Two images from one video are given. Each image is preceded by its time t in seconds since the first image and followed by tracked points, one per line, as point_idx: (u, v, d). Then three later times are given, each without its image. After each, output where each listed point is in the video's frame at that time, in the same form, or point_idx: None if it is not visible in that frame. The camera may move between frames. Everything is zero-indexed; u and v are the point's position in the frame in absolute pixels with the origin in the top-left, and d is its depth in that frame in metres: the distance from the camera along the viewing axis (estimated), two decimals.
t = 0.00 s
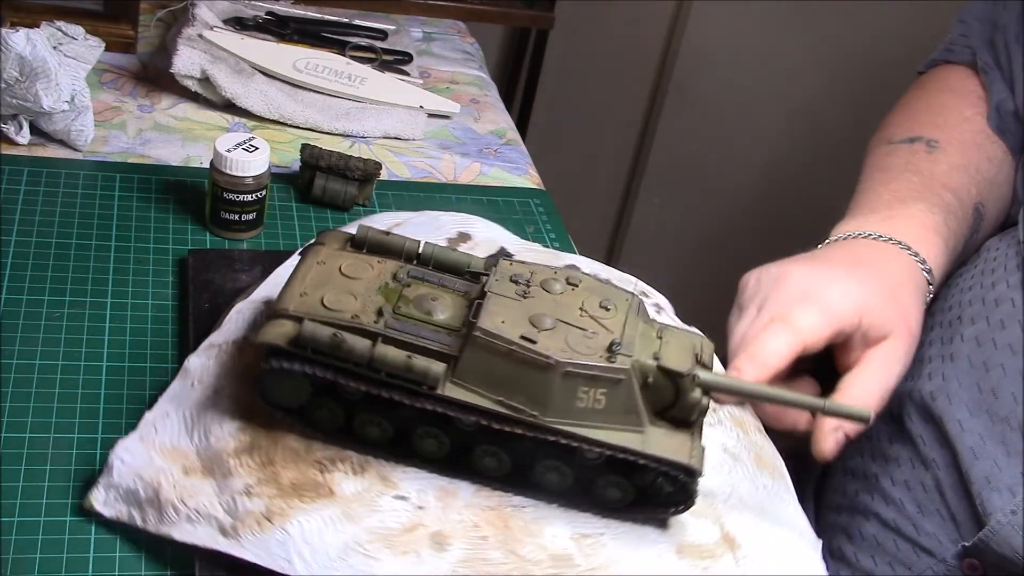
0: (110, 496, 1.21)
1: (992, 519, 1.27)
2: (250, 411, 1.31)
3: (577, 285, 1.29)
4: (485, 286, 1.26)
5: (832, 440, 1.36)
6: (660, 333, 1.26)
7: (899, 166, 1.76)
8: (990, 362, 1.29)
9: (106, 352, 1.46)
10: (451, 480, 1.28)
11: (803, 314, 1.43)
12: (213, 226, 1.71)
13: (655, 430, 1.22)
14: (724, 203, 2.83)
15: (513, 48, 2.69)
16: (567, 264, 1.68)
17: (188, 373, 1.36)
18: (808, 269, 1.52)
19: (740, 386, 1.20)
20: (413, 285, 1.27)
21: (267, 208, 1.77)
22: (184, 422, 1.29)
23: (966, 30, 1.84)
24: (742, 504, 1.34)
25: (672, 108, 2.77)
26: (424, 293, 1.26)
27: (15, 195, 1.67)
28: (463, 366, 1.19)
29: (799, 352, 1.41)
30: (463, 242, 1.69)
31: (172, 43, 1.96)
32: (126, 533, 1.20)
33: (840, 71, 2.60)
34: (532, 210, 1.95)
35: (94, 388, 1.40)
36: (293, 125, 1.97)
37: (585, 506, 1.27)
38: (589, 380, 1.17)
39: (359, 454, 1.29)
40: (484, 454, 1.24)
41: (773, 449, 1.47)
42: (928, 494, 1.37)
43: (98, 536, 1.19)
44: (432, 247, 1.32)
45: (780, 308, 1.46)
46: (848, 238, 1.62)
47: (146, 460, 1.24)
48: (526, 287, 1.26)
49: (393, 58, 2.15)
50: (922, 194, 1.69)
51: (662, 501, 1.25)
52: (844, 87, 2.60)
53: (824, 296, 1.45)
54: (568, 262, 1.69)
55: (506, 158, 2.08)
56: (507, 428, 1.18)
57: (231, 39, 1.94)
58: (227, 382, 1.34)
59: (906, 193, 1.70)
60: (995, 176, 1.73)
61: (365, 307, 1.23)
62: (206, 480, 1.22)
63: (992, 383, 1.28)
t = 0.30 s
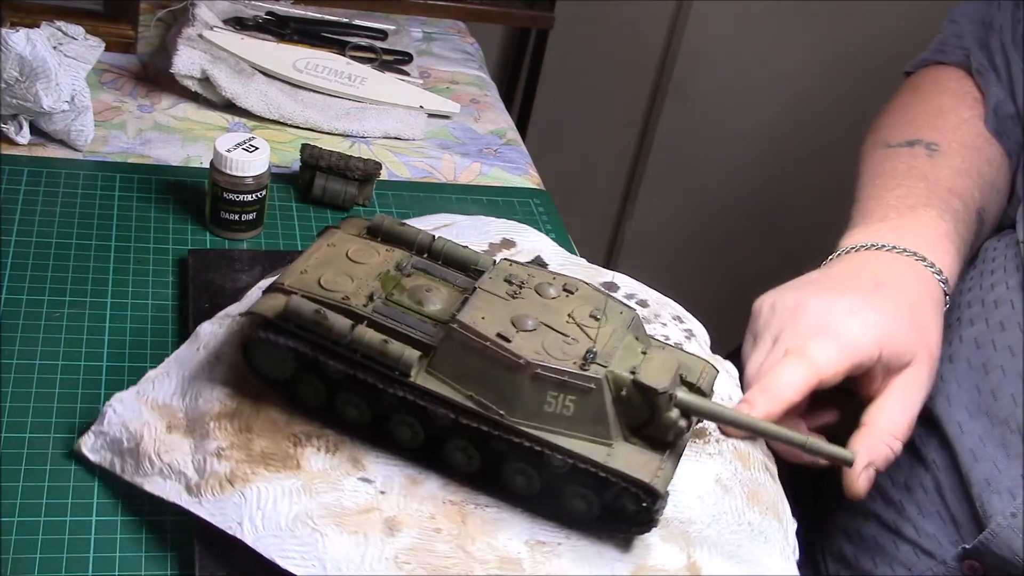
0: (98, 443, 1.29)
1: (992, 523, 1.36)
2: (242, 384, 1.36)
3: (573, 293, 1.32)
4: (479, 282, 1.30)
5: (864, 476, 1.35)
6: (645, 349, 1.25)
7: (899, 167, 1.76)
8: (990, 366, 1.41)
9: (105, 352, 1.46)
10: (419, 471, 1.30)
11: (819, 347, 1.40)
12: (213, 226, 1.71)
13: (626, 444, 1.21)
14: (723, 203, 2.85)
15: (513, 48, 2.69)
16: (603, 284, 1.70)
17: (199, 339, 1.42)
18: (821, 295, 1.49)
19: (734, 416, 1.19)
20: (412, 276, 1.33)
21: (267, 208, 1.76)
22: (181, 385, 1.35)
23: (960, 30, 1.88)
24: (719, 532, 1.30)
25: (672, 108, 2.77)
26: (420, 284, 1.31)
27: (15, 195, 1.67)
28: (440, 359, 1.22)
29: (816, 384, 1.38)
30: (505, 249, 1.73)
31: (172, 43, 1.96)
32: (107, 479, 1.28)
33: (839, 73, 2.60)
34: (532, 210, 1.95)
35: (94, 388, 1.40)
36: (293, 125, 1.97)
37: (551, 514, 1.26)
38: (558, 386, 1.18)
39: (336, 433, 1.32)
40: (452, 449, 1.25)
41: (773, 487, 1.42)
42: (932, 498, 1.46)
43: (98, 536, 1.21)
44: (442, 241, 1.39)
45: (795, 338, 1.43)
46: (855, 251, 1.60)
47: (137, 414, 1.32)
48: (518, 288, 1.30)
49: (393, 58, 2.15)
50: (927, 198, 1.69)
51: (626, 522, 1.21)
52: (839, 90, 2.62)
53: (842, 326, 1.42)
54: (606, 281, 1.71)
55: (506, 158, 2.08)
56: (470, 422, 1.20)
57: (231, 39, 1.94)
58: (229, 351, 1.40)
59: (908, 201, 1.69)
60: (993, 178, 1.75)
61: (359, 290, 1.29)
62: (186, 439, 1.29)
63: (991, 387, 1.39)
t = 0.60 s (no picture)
0: (97, 432, 1.31)
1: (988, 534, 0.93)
2: (241, 378, 1.39)
3: (571, 294, 1.32)
4: (476, 281, 1.32)
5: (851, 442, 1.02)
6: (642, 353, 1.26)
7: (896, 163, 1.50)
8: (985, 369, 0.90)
9: (105, 352, 1.46)
10: (411, 468, 1.31)
11: (809, 308, 1.13)
12: (213, 226, 1.71)
13: (618, 446, 1.22)
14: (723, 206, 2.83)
15: (512, 48, 2.69)
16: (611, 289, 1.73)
17: (202, 332, 1.45)
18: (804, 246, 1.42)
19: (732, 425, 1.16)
20: (412, 274, 1.34)
21: (267, 208, 1.77)
22: (181, 373, 1.38)
23: (955, 24, 1.48)
24: (711, 539, 1.32)
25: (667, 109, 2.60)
26: (420, 282, 1.33)
27: (15, 195, 1.67)
28: (434, 356, 1.24)
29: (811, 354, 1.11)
30: (517, 251, 1.77)
31: (172, 43, 1.96)
32: (105, 467, 1.29)
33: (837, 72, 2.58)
34: (532, 210, 1.95)
35: (94, 388, 1.40)
36: (293, 125, 1.97)
37: (545, 516, 1.27)
38: (551, 386, 1.19)
39: (332, 429, 1.34)
40: (446, 447, 1.26)
41: (773, 493, 1.43)
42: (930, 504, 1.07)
43: (99, 536, 1.21)
44: (445, 241, 1.41)
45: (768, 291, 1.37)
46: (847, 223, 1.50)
47: (137, 402, 1.34)
48: (516, 288, 1.31)
49: (393, 58, 2.15)
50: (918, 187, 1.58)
51: (616, 524, 1.23)
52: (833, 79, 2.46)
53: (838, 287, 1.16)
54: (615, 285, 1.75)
55: (505, 158, 2.08)
56: (464, 421, 1.22)
57: (232, 39, 1.94)
58: (230, 344, 1.43)
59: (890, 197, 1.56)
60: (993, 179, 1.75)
61: (357, 286, 1.31)
62: (183, 430, 1.31)
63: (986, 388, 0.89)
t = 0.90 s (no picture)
0: (97, 430, 1.31)
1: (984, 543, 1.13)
2: (240, 377, 1.38)
3: (571, 294, 1.32)
4: (477, 280, 1.32)
5: (821, 433, 1.33)
6: (639, 354, 1.25)
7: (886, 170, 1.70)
8: (978, 380, 1.18)
9: (106, 352, 1.46)
10: (411, 467, 1.31)
11: (781, 301, 1.45)
12: (213, 226, 1.71)
13: (616, 447, 1.21)
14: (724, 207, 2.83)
15: (512, 48, 2.69)
16: (614, 290, 1.72)
17: (203, 329, 1.45)
18: (800, 261, 1.53)
19: (732, 426, 1.17)
20: (412, 273, 1.34)
21: (267, 208, 1.77)
22: (182, 370, 1.38)
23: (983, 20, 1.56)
24: (711, 541, 1.30)
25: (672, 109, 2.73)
26: (421, 281, 1.32)
27: (15, 195, 1.67)
28: (434, 356, 1.24)
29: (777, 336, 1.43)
30: (517, 251, 1.76)
31: (172, 43, 1.96)
32: (105, 464, 1.30)
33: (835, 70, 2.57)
34: (532, 210, 1.95)
35: (94, 388, 1.40)
36: (293, 125, 1.97)
37: (543, 515, 1.27)
38: (550, 387, 1.18)
39: (331, 428, 1.34)
40: (444, 447, 1.26)
41: (774, 493, 1.42)
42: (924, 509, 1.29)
43: (99, 535, 1.21)
44: (445, 241, 1.41)
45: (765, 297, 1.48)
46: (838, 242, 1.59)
47: (138, 399, 1.34)
48: (516, 288, 1.31)
49: (393, 58, 2.15)
50: (905, 198, 1.62)
51: (613, 526, 1.23)
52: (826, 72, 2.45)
53: (810, 283, 1.46)
54: (618, 287, 1.74)
55: (505, 158, 2.08)
56: (463, 421, 1.21)
57: (231, 39, 1.94)
58: (230, 343, 1.43)
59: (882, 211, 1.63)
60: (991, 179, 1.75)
61: (357, 286, 1.31)
62: (182, 427, 1.31)
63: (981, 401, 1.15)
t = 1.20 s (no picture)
0: (100, 398, 1.36)
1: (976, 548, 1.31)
2: (241, 359, 1.41)
3: (567, 299, 1.32)
4: (473, 278, 1.32)
5: (835, 451, 1.34)
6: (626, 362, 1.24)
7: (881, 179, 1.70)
8: (970, 384, 1.38)
9: (105, 352, 1.46)
10: (394, 458, 1.31)
11: (791, 321, 1.44)
12: (213, 226, 1.71)
13: (591, 453, 1.19)
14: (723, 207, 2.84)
15: (512, 48, 2.69)
16: (633, 304, 1.69)
17: (216, 310, 1.48)
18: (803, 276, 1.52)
19: (717, 443, 1.15)
20: (414, 266, 1.35)
21: (267, 208, 1.76)
22: (189, 347, 1.42)
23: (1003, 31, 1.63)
24: (689, 558, 1.25)
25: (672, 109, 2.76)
26: (420, 275, 1.34)
27: (15, 195, 1.67)
28: (419, 350, 1.24)
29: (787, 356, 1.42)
30: (545, 259, 1.74)
31: (172, 43, 1.96)
32: (104, 431, 1.34)
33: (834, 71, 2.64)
34: (532, 210, 1.95)
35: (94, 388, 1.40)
36: (293, 125, 1.97)
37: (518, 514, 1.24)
38: (528, 386, 1.17)
39: (323, 412, 1.35)
40: (427, 441, 1.25)
41: (765, 519, 1.36)
42: (918, 513, 1.43)
43: (98, 536, 1.21)
44: (453, 238, 1.42)
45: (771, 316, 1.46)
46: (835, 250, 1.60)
47: (141, 371, 1.38)
48: (511, 288, 1.31)
49: (393, 58, 2.15)
50: (905, 203, 1.64)
51: (584, 533, 1.21)
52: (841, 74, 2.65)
53: (817, 303, 1.46)
54: (637, 300, 1.70)
55: (506, 158, 2.08)
56: (441, 415, 1.21)
57: (231, 39, 1.94)
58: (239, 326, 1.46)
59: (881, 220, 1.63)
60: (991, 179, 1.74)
61: (358, 275, 1.32)
62: (178, 402, 1.35)
63: (973, 406, 1.36)
